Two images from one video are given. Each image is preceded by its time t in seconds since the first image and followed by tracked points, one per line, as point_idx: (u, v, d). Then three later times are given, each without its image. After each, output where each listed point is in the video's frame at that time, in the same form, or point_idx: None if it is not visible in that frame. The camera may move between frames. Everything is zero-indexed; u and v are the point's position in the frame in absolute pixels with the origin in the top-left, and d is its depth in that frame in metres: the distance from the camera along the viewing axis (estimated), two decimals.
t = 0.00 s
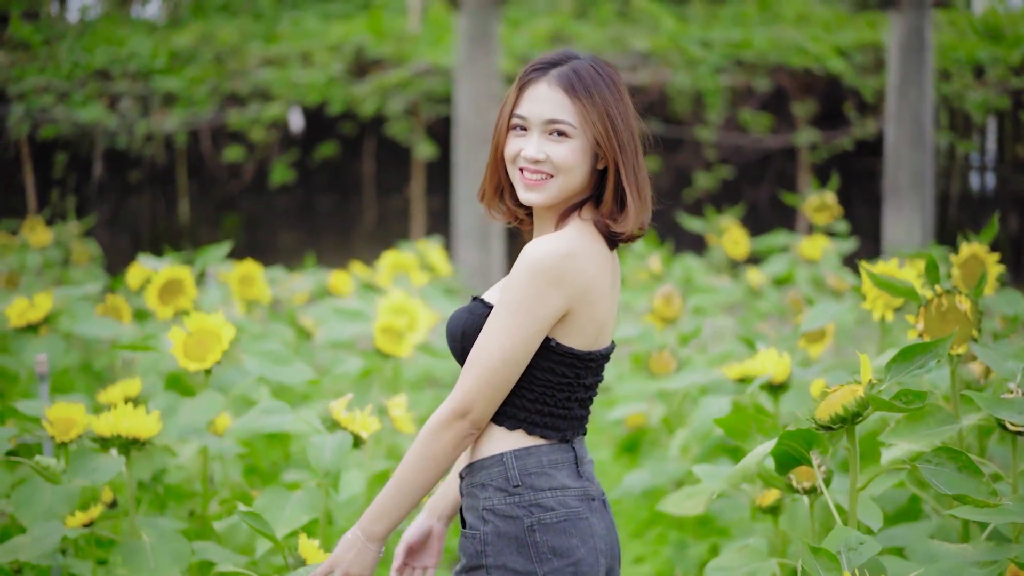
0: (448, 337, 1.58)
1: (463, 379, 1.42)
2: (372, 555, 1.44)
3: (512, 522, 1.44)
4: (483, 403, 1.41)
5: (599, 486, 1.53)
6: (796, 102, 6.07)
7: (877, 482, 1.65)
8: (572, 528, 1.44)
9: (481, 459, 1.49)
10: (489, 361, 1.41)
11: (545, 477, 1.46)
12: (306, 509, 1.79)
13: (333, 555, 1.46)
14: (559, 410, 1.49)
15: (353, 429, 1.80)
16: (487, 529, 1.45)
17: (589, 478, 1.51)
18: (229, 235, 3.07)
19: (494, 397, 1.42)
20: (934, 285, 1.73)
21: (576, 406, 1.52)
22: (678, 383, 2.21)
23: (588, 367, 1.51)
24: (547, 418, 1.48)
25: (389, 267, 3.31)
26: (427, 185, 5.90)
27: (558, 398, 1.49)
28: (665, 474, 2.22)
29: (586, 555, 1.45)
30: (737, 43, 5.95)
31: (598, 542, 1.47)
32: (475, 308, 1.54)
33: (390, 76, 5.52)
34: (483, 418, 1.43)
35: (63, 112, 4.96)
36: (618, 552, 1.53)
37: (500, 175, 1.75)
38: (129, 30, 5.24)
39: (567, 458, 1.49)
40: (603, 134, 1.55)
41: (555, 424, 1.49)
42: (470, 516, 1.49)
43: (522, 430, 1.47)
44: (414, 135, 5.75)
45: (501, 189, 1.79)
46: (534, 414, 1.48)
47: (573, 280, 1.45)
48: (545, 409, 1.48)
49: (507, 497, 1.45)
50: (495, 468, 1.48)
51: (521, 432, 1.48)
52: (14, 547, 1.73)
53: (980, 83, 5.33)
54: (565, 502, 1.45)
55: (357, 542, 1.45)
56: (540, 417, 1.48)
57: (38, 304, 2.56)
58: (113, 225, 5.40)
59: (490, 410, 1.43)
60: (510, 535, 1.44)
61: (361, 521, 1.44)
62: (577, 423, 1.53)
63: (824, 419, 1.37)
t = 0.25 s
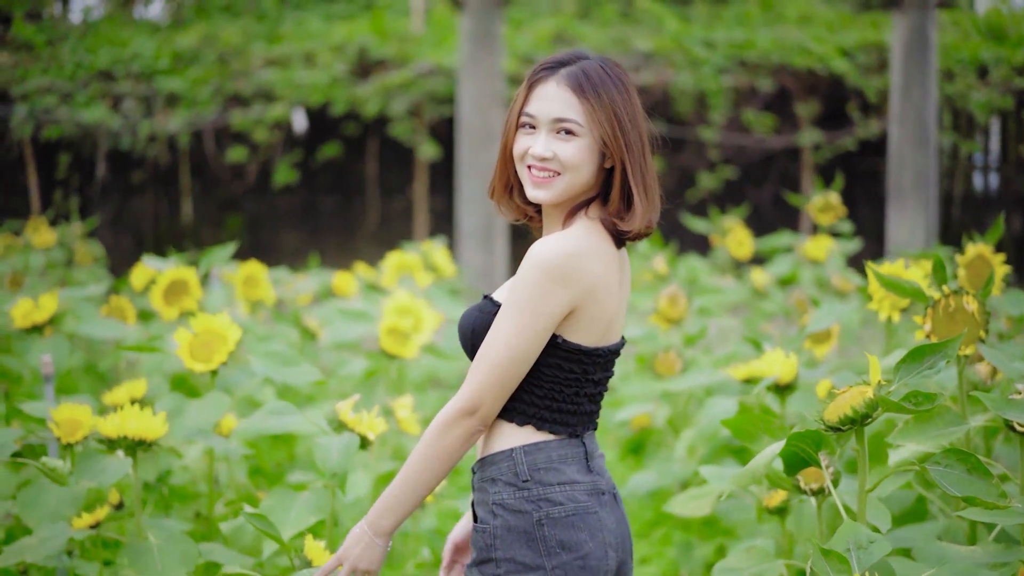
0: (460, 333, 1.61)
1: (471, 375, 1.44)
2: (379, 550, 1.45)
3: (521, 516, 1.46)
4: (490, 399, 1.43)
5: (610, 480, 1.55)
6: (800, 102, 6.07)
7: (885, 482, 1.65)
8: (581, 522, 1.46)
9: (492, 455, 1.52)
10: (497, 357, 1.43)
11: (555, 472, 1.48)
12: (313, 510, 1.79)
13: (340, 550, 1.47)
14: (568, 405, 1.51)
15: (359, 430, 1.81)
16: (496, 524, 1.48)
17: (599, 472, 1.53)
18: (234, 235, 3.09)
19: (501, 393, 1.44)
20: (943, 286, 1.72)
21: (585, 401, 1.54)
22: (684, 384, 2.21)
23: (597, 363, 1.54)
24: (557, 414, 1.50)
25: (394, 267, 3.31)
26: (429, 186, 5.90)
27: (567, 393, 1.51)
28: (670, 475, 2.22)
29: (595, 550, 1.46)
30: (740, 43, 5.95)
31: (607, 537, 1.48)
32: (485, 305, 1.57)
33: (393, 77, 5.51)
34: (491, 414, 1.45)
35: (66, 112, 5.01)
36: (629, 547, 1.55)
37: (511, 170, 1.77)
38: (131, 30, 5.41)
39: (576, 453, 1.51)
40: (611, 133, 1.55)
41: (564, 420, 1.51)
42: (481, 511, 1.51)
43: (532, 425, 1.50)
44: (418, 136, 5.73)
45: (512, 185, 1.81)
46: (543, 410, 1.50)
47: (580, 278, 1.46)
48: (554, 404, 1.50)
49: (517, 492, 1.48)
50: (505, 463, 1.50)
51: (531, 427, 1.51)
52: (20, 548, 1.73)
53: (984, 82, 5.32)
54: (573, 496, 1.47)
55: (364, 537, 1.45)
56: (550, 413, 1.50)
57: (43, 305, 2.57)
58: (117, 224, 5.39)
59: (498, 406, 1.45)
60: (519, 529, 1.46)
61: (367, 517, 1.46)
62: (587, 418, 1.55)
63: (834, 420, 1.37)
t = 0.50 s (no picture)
0: (469, 328, 1.70)
1: (478, 370, 1.51)
2: (387, 546, 1.51)
3: (529, 509, 1.54)
4: (497, 394, 1.50)
5: (615, 474, 1.63)
6: (800, 103, 6.10)
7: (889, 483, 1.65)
8: (586, 515, 1.54)
9: (501, 449, 1.61)
10: (504, 352, 1.51)
11: (561, 466, 1.56)
12: (316, 512, 1.79)
13: (348, 548, 1.52)
14: (575, 400, 1.59)
15: (363, 431, 1.80)
16: (505, 516, 1.56)
17: (605, 466, 1.61)
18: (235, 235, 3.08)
19: (507, 388, 1.51)
20: (947, 287, 1.72)
21: (591, 396, 1.62)
22: (688, 385, 2.19)
23: (602, 359, 1.62)
24: (564, 409, 1.59)
25: (395, 268, 3.31)
26: (430, 186, 5.89)
27: (573, 388, 1.59)
28: (673, 476, 2.22)
29: (601, 542, 1.54)
30: (741, 44, 5.95)
31: (612, 529, 1.56)
32: (493, 305, 1.65)
33: (394, 77, 5.50)
34: (497, 409, 1.51)
35: (66, 113, 4.76)
36: (635, 538, 1.63)
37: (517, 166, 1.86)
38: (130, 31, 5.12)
39: (582, 448, 1.60)
40: (614, 131, 1.63)
41: (571, 414, 1.59)
42: (490, 504, 1.60)
43: (539, 420, 1.59)
44: (418, 137, 5.73)
45: (518, 180, 1.90)
46: (551, 405, 1.58)
47: (583, 278, 1.53)
48: (561, 399, 1.58)
49: (524, 485, 1.56)
50: (513, 457, 1.58)
51: (538, 422, 1.59)
52: (23, 550, 1.73)
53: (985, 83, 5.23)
54: (579, 490, 1.55)
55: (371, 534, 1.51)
56: (557, 408, 1.58)
57: (45, 306, 2.57)
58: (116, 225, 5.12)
59: (504, 401, 1.51)
60: (527, 522, 1.54)
61: (375, 513, 1.51)
62: (593, 412, 1.63)
63: (839, 422, 1.37)
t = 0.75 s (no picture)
0: (477, 325, 1.70)
1: (487, 368, 1.52)
2: (397, 545, 1.52)
3: (537, 504, 1.55)
4: (505, 391, 1.51)
5: (623, 468, 1.64)
6: (800, 104, 6.08)
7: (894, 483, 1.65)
8: (594, 509, 1.54)
9: (510, 443, 1.61)
10: (512, 350, 1.51)
11: (569, 460, 1.57)
12: (320, 512, 1.78)
13: (358, 548, 1.53)
14: (582, 395, 1.60)
15: (367, 432, 1.80)
16: (513, 510, 1.57)
17: (613, 460, 1.62)
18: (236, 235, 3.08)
19: (515, 385, 1.52)
20: (952, 287, 1.72)
21: (598, 391, 1.63)
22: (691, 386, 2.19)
23: (608, 354, 1.63)
24: (572, 403, 1.60)
25: (397, 268, 3.32)
26: (430, 187, 5.89)
27: (580, 383, 1.60)
28: (676, 476, 2.21)
29: (608, 536, 1.55)
30: (742, 44, 5.91)
31: (620, 523, 1.57)
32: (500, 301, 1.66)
33: (394, 78, 5.46)
34: (506, 406, 1.53)
35: (67, 114, 4.77)
36: (643, 532, 1.64)
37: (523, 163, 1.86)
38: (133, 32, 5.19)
39: (591, 442, 1.60)
40: (619, 128, 1.63)
41: (578, 409, 1.60)
42: (499, 498, 1.61)
43: (547, 415, 1.59)
44: (419, 137, 5.71)
45: (524, 178, 1.90)
46: (558, 399, 1.59)
47: (590, 274, 1.54)
48: (568, 394, 1.59)
49: (533, 480, 1.57)
50: (522, 451, 1.59)
51: (544, 417, 1.60)
52: (26, 551, 1.73)
53: (986, 83, 5.27)
54: (587, 484, 1.56)
55: (382, 533, 1.52)
56: (565, 403, 1.59)
57: (47, 306, 2.57)
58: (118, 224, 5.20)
59: (512, 398, 1.53)
60: (535, 516, 1.55)
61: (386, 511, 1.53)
62: (600, 406, 1.64)
63: (846, 422, 1.37)
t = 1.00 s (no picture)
0: (480, 324, 1.71)
1: (488, 366, 1.52)
2: (406, 547, 1.52)
3: (535, 499, 1.55)
4: (507, 388, 1.52)
5: (626, 466, 1.63)
6: (799, 104, 6.08)
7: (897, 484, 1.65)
8: (592, 505, 1.53)
9: (511, 440, 1.62)
10: (513, 347, 1.52)
11: (569, 456, 1.57)
12: (323, 514, 1.78)
13: (366, 551, 1.53)
14: (583, 391, 1.60)
15: (370, 433, 1.80)
16: (512, 506, 1.57)
17: (614, 457, 1.61)
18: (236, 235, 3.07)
19: (516, 382, 1.52)
20: (955, 287, 1.71)
21: (600, 387, 1.63)
22: (692, 387, 2.19)
23: (610, 351, 1.63)
24: (572, 400, 1.60)
25: (398, 269, 3.31)
26: (429, 187, 5.88)
27: (581, 379, 1.60)
28: (678, 477, 2.19)
29: (606, 532, 1.53)
30: (741, 44, 5.89)
31: (620, 520, 1.55)
32: (503, 299, 1.67)
33: (394, 78, 5.44)
34: (509, 404, 1.53)
35: (66, 114, 4.87)
36: (646, 530, 1.62)
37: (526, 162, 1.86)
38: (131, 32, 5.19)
39: (591, 438, 1.60)
40: (622, 127, 1.63)
41: (579, 405, 1.60)
42: (499, 493, 1.61)
43: (547, 410, 1.59)
44: (418, 137, 5.71)
45: (528, 176, 1.90)
46: (559, 395, 1.59)
47: (590, 270, 1.54)
48: (569, 390, 1.59)
49: (532, 475, 1.57)
50: (521, 447, 1.59)
51: (545, 413, 1.60)
52: (27, 552, 1.72)
53: (985, 84, 5.25)
54: (586, 480, 1.55)
55: (389, 535, 1.53)
56: (565, 399, 1.59)
57: (47, 306, 2.56)
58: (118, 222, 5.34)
59: (515, 396, 1.53)
60: (533, 511, 1.55)
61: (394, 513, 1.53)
62: (602, 403, 1.64)
63: (851, 423, 1.37)
